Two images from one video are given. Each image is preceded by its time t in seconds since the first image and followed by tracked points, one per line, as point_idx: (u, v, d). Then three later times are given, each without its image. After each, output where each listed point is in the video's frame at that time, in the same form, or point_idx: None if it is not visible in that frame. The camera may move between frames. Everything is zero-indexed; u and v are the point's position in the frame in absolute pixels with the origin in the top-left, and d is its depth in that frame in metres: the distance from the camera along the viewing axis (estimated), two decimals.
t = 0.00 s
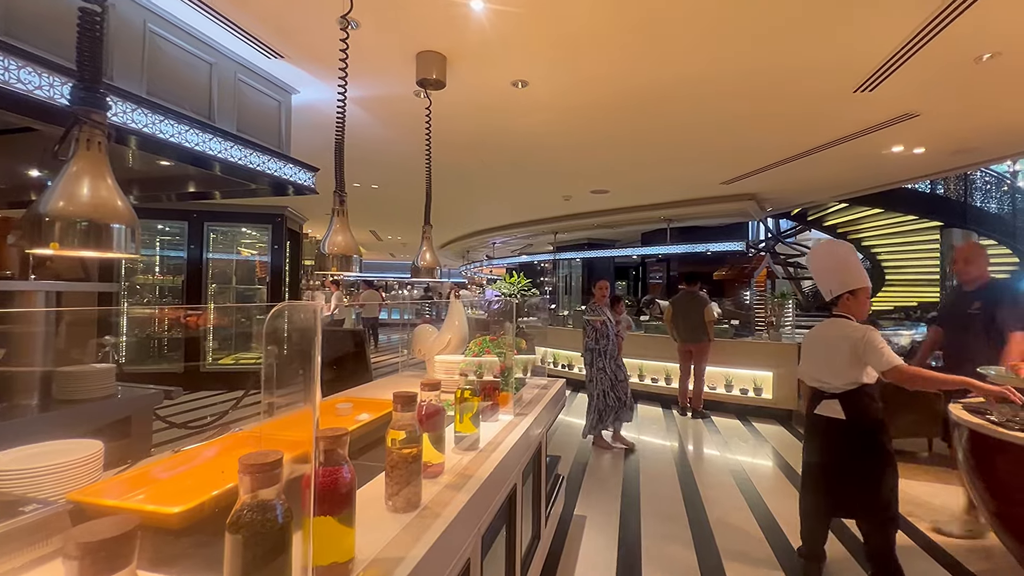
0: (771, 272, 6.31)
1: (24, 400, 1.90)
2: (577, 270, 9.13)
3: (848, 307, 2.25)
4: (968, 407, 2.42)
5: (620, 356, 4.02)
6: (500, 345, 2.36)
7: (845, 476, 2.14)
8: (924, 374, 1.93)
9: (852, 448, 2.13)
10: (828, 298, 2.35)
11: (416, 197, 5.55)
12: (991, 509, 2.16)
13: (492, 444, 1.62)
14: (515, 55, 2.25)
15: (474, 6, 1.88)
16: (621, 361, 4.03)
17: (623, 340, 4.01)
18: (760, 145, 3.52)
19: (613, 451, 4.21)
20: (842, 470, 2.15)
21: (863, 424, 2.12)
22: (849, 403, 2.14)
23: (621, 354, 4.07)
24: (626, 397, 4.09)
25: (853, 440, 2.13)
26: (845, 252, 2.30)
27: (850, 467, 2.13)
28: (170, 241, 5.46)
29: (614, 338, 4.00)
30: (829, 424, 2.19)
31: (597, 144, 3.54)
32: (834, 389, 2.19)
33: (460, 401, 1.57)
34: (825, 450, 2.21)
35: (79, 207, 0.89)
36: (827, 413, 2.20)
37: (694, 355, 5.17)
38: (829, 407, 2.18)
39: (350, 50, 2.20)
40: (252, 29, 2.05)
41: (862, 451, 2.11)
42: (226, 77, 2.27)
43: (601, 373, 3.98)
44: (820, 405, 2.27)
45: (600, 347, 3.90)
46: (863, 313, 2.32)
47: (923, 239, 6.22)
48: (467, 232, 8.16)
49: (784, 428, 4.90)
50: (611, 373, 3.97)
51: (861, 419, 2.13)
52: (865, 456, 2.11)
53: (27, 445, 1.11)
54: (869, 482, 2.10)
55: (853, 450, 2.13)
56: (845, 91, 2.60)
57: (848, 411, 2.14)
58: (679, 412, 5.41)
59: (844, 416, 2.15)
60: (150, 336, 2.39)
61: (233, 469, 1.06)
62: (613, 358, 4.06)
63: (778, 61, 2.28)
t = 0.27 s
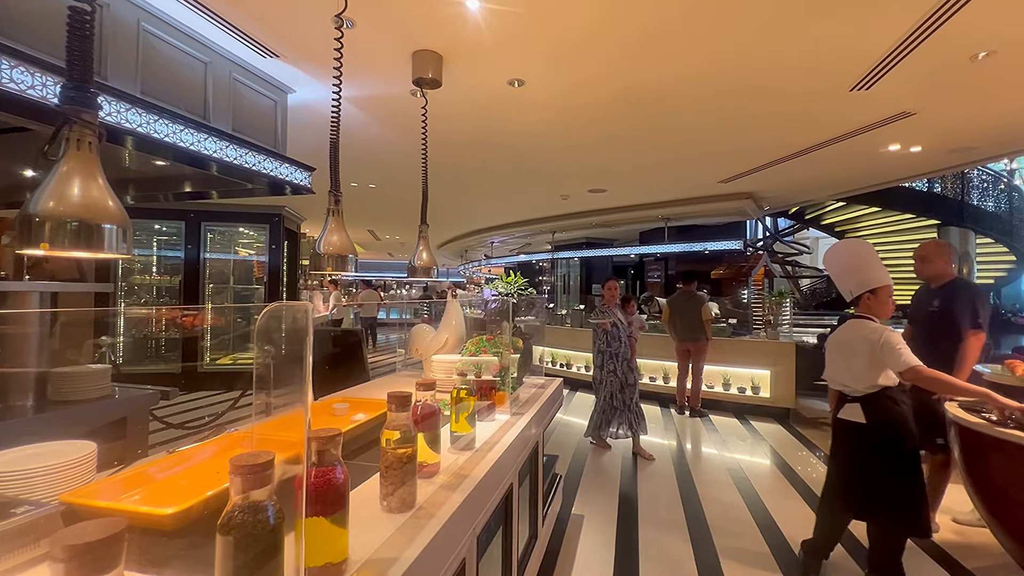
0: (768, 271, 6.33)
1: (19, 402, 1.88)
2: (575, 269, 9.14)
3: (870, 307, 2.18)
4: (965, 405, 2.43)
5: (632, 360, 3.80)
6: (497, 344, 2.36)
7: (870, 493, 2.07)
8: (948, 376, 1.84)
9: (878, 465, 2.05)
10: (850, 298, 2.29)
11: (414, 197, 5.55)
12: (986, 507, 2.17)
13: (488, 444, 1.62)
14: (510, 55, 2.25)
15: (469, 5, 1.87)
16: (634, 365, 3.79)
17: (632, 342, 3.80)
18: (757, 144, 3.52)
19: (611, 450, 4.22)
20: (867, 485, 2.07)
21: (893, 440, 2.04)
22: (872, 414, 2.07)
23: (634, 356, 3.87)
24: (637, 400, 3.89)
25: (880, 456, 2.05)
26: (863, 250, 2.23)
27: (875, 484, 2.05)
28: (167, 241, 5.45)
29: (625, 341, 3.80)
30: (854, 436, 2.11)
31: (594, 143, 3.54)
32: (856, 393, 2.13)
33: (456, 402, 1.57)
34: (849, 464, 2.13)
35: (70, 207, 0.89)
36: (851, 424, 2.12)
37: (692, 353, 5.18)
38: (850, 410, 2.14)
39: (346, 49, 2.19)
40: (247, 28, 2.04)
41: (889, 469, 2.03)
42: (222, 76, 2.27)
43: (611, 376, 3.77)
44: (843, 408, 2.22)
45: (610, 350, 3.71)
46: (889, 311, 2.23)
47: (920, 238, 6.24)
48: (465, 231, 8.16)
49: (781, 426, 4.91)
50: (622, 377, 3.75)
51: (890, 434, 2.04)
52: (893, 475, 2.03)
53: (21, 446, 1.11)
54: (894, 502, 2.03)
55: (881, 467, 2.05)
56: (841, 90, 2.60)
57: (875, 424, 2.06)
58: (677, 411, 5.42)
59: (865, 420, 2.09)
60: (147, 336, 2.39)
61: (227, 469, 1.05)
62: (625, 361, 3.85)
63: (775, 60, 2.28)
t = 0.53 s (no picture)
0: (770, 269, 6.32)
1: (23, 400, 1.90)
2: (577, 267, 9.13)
3: (889, 305, 2.14)
4: (966, 402, 2.43)
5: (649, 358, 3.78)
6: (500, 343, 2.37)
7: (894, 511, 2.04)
8: (940, 367, 1.84)
9: (893, 472, 2.04)
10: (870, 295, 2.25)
11: (415, 195, 5.56)
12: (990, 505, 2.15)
13: (490, 442, 1.62)
14: (512, 53, 2.24)
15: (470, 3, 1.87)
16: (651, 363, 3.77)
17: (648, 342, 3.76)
18: (759, 141, 3.52)
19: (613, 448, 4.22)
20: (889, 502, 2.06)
21: (918, 460, 2.02)
22: (896, 427, 2.03)
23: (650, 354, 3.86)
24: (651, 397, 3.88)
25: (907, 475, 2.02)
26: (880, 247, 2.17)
27: (900, 503, 2.03)
28: (169, 240, 5.46)
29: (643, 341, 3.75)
30: (880, 451, 2.09)
31: (595, 141, 3.54)
32: (872, 392, 2.13)
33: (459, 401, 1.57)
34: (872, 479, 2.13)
35: (75, 205, 0.89)
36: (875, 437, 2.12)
37: (694, 351, 5.18)
38: (866, 411, 2.16)
39: (347, 47, 2.19)
40: (248, 27, 2.04)
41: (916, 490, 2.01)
42: (224, 75, 2.27)
43: (630, 376, 3.70)
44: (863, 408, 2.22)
45: (628, 350, 3.64)
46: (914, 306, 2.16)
47: (923, 235, 6.22)
48: (467, 230, 8.16)
49: (783, 424, 4.90)
50: (641, 377, 3.70)
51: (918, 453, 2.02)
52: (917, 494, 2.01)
53: (24, 444, 1.11)
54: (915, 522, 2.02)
55: (906, 486, 2.03)
56: (843, 87, 2.59)
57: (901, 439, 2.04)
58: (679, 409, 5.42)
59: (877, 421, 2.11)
60: (150, 334, 2.40)
61: (232, 467, 1.06)
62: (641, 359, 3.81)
63: (776, 57, 2.28)
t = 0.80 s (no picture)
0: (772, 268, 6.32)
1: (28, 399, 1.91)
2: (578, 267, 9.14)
3: (897, 303, 2.13)
4: (968, 401, 2.43)
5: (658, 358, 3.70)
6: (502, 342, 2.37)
7: (903, 519, 2.03)
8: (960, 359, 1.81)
9: (893, 470, 2.06)
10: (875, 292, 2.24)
11: (416, 195, 5.57)
12: (993, 504, 2.14)
13: (492, 440, 1.63)
14: (514, 53, 2.25)
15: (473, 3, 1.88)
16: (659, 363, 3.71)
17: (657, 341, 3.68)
18: (761, 141, 3.52)
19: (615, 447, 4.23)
20: (902, 514, 2.03)
21: (926, 466, 2.01)
22: (897, 425, 2.04)
23: (659, 353, 3.79)
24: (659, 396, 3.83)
25: (919, 485, 2.01)
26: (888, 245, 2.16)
27: (899, 502, 2.04)
28: (172, 240, 5.48)
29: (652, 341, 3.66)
30: (891, 461, 2.07)
31: (596, 140, 3.54)
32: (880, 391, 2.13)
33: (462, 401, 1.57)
34: (882, 489, 2.11)
35: (81, 205, 0.90)
36: (883, 446, 2.10)
37: (696, 350, 5.18)
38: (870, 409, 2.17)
39: (350, 47, 2.20)
40: (251, 28, 2.05)
41: (928, 500, 1.99)
42: (226, 75, 2.28)
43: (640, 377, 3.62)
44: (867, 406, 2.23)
45: (636, 351, 3.56)
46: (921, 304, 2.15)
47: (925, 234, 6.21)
48: (468, 229, 8.17)
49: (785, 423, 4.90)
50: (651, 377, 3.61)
51: (926, 460, 2.01)
52: (929, 504, 2.00)
53: (30, 442, 1.12)
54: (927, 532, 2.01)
55: (906, 485, 2.03)
56: (844, 86, 2.59)
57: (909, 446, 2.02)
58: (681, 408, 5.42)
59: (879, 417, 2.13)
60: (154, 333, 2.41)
61: (236, 465, 1.07)
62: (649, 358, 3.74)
63: (777, 57, 2.29)
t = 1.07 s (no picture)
0: (773, 269, 6.33)
1: (34, 399, 1.93)
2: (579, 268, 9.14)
3: (903, 304, 2.13)
4: (970, 403, 2.43)
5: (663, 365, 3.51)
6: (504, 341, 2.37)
7: (903, 519, 2.04)
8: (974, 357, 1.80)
9: (895, 469, 2.06)
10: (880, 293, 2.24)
11: (417, 196, 5.58)
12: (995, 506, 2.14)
13: (494, 441, 1.63)
14: (515, 55, 2.26)
15: (475, 5, 1.88)
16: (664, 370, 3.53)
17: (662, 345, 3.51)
18: (762, 142, 3.52)
19: (616, 447, 4.23)
20: (902, 514, 2.04)
21: (928, 466, 2.01)
22: (901, 425, 2.04)
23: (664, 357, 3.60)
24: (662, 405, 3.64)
25: (920, 484, 2.01)
26: (893, 245, 2.17)
27: (900, 502, 2.04)
28: (174, 241, 5.49)
29: (656, 345, 3.48)
30: (891, 461, 2.07)
31: (598, 142, 3.55)
32: (884, 391, 2.12)
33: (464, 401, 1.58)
34: (882, 488, 2.11)
35: (87, 207, 0.90)
36: (887, 449, 2.08)
37: (697, 351, 5.18)
38: (872, 409, 2.16)
39: (352, 49, 2.21)
40: (254, 29, 2.06)
41: (927, 499, 2.00)
42: (229, 77, 2.29)
43: (641, 381, 3.45)
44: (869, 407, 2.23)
45: (638, 355, 3.38)
46: (926, 307, 2.15)
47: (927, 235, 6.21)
48: (470, 230, 8.18)
49: (786, 424, 4.90)
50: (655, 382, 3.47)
51: (927, 460, 2.01)
52: (931, 505, 2.00)
53: (37, 443, 1.13)
54: (929, 532, 2.02)
55: (908, 486, 2.03)
56: (845, 88, 2.60)
57: (916, 451, 2.02)
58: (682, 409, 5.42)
59: (882, 418, 2.12)
60: (159, 334, 2.43)
61: (238, 466, 1.07)
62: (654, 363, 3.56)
63: (779, 59, 2.29)
